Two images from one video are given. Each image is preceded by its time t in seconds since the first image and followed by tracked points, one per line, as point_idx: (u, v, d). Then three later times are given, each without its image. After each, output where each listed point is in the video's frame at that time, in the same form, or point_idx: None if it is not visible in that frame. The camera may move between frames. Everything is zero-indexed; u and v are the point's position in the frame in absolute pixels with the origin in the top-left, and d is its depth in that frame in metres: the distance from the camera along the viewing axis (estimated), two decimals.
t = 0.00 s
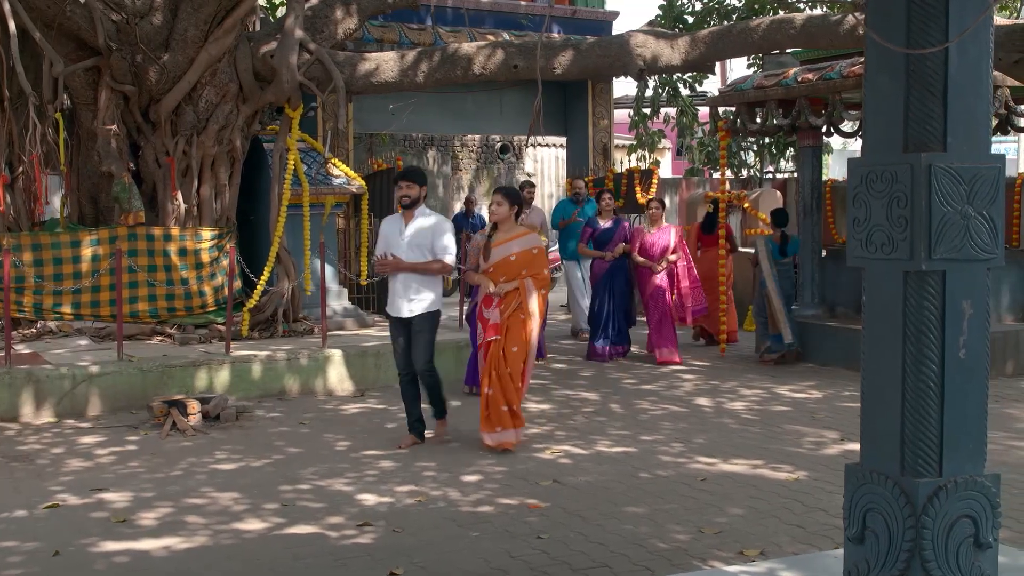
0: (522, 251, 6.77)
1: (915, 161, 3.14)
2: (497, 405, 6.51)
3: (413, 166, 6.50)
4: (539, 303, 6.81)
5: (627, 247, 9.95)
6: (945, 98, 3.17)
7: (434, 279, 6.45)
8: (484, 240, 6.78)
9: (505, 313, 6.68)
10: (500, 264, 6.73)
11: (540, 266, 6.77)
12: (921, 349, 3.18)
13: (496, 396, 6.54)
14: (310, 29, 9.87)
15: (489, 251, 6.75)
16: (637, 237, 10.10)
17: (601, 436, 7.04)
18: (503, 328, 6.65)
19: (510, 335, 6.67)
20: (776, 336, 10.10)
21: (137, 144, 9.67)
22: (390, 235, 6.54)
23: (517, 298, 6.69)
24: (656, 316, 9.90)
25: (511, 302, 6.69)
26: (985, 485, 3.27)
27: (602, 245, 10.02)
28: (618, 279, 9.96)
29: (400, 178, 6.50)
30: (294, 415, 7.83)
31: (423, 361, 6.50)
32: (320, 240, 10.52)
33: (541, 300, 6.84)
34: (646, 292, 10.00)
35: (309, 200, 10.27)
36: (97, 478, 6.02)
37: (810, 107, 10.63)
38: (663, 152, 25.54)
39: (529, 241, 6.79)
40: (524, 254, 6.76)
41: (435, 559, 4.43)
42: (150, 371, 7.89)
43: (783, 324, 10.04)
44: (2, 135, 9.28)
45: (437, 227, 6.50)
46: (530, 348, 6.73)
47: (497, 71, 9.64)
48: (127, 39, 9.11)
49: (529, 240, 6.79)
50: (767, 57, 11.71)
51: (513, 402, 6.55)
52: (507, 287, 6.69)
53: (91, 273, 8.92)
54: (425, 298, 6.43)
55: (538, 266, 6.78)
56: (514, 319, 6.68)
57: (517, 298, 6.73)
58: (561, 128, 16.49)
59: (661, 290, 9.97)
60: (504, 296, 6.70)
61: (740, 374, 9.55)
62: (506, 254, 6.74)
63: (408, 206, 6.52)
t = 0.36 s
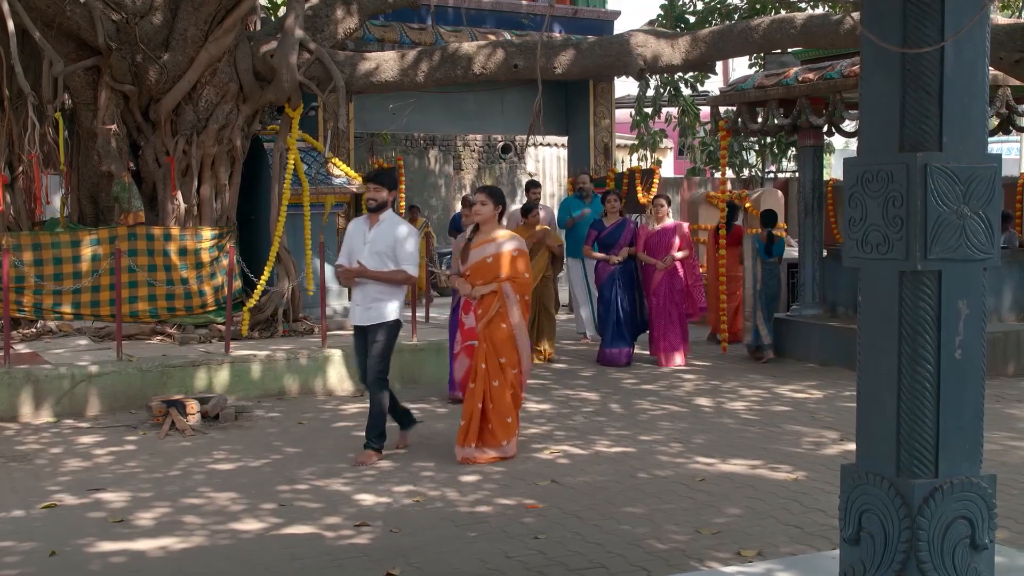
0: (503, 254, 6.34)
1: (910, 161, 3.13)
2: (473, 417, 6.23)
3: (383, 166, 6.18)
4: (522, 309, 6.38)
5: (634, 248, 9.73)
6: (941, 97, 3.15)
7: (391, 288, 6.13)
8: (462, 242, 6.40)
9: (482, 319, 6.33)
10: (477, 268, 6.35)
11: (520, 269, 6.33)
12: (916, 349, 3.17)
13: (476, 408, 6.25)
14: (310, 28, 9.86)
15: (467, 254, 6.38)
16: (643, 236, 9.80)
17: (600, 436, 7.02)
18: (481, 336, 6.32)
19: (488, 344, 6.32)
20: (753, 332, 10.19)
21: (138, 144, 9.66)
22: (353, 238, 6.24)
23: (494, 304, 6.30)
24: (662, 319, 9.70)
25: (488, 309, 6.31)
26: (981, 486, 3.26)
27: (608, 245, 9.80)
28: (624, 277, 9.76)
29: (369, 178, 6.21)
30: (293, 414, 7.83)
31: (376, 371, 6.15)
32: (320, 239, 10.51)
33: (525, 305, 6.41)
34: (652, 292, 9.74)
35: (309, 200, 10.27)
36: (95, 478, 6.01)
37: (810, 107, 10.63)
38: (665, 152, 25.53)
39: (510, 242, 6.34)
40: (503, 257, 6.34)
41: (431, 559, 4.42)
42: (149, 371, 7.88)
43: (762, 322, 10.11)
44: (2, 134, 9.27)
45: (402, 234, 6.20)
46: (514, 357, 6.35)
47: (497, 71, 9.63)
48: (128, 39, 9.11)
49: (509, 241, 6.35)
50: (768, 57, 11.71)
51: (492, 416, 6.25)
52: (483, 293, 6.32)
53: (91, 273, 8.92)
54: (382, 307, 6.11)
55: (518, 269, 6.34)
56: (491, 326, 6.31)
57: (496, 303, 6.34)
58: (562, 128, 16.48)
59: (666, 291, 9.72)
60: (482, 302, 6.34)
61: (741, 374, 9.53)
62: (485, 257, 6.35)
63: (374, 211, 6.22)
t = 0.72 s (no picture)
0: (470, 263, 5.94)
1: (907, 160, 3.12)
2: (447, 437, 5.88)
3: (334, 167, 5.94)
4: (492, 319, 5.99)
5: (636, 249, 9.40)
6: (937, 96, 3.14)
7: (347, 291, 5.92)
8: (426, 249, 5.98)
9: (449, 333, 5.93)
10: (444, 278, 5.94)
11: (490, 279, 5.94)
12: (912, 349, 3.16)
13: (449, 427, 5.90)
14: (311, 28, 9.85)
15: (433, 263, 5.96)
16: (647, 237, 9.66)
17: (600, 436, 7.02)
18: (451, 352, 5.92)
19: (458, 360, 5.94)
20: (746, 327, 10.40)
21: (138, 144, 9.66)
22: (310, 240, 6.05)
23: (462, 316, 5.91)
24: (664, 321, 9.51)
25: (456, 322, 5.92)
26: (978, 487, 3.25)
27: (610, 245, 9.48)
28: (630, 280, 9.46)
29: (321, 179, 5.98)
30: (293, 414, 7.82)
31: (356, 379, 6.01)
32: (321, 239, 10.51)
33: (496, 316, 6.03)
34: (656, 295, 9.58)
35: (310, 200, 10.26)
36: (94, 478, 6.01)
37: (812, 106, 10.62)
38: (667, 152, 25.49)
39: (477, 250, 5.94)
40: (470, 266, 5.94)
41: (429, 559, 4.41)
42: (149, 371, 7.87)
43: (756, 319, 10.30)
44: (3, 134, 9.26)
45: (357, 234, 5.97)
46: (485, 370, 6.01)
47: (498, 70, 9.63)
48: (128, 39, 9.10)
49: (478, 249, 5.94)
50: (770, 56, 11.70)
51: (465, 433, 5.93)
52: (450, 305, 5.92)
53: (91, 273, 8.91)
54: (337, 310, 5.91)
55: (488, 278, 5.95)
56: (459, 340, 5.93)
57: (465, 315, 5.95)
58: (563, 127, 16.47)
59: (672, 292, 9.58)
60: (449, 314, 5.94)
61: (741, 374, 9.51)
62: (452, 267, 5.96)
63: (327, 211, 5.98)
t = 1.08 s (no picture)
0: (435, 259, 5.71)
1: (903, 159, 3.11)
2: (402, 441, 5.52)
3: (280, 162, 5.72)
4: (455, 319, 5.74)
5: (638, 250, 9.29)
6: (934, 95, 3.13)
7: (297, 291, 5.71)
8: (386, 244, 5.71)
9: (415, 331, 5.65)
10: (409, 275, 5.67)
11: (455, 276, 5.72)
12: (909, 349, 3.15)
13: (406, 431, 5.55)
14: (312, 27, 9.84)
15: (396, 258, 5.68)
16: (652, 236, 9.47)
17: (600, 436, 7.00)
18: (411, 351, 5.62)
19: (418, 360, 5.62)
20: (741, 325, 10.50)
21: (139, 143, 9.65)
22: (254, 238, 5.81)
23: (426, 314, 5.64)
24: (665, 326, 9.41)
25: (418, 320, 5.65)
26: (974, 487, 3.23)
27: (611, 247, 9.40)
28: (631, 282, 9.36)
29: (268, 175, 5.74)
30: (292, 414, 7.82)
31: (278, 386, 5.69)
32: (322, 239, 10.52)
33: (459, 315, 5.78)
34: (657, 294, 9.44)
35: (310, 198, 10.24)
36: (93, 477, 6.00)
37: (814, 105, 10.59)
38: (669, 151, 25.49)
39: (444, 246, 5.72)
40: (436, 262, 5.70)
41: (426, 560, 4.41)
42: (148, 370, 7.86)
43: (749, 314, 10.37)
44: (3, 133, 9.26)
45: (306, 232, 5.75)
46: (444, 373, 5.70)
47: (499, 69, 9.62)
48: (129, 38, 9.10)
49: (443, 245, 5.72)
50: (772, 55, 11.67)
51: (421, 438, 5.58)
52: (414, 302, 5.65)
53: (92, 272, 8.91)
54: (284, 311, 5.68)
55: (454, 274, 5.72)
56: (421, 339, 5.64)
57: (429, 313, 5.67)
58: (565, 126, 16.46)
59: (672, 294, 9.41)
60: (412, 311, 5.66)
61: (742, 373, 9.50)
62: (417, 262, 5.69)
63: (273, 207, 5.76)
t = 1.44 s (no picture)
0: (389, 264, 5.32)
1: (900, 159, 3.10)
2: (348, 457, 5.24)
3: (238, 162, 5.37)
4: (410, 328, 5.35)
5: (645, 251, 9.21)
6: (931, 94, 3.12)
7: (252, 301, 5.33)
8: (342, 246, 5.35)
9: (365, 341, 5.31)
10: (360, 280, 5.32)
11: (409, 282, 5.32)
12: (906, 350, 3.14)
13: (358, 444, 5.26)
14: (314, 27, 9.83)
15: (350, 262, 5.34)
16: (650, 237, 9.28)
17: (600, 436, 7.00)
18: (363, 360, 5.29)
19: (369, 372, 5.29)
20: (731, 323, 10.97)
21: (140, 143, 9.63)
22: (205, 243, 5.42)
23: (376, 323, 5.29)
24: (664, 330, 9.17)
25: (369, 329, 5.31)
26: (972, 489, 3.22)
27: (616, 246, 9.27)
28: (636, 284, 9.30)
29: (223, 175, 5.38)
30: (293, 414, 7.81)
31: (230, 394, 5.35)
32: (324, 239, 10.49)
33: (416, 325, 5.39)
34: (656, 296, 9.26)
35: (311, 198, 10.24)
36: (93, 477, 6.00)
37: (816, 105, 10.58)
38: (672, 151, 25.47)
39: (399, 251, 5.33)
40: (390, 268, 5.31)
41: (424, 560, 4.40)
42: (149, 370, 7.86)
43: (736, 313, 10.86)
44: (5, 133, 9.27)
45: (261, 238, 5.39)
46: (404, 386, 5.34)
47: (500, 69, 9.61)
48: (130, 37, 9.12)
49: (399, 251, 5.32)
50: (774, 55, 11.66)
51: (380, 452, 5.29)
52: (364, 309, 5.30)
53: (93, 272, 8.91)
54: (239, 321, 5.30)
55: (408, 282, 5.32)
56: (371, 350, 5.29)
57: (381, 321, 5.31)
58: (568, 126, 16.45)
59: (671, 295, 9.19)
60: (363, 318, 5.32)
61: (743, 373, 9.49)
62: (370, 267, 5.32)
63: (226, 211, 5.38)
